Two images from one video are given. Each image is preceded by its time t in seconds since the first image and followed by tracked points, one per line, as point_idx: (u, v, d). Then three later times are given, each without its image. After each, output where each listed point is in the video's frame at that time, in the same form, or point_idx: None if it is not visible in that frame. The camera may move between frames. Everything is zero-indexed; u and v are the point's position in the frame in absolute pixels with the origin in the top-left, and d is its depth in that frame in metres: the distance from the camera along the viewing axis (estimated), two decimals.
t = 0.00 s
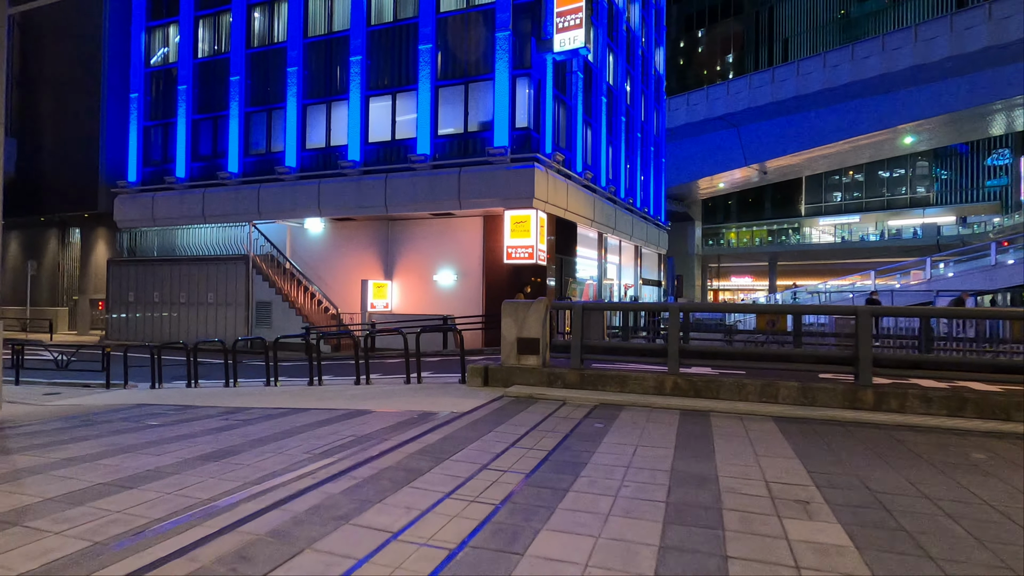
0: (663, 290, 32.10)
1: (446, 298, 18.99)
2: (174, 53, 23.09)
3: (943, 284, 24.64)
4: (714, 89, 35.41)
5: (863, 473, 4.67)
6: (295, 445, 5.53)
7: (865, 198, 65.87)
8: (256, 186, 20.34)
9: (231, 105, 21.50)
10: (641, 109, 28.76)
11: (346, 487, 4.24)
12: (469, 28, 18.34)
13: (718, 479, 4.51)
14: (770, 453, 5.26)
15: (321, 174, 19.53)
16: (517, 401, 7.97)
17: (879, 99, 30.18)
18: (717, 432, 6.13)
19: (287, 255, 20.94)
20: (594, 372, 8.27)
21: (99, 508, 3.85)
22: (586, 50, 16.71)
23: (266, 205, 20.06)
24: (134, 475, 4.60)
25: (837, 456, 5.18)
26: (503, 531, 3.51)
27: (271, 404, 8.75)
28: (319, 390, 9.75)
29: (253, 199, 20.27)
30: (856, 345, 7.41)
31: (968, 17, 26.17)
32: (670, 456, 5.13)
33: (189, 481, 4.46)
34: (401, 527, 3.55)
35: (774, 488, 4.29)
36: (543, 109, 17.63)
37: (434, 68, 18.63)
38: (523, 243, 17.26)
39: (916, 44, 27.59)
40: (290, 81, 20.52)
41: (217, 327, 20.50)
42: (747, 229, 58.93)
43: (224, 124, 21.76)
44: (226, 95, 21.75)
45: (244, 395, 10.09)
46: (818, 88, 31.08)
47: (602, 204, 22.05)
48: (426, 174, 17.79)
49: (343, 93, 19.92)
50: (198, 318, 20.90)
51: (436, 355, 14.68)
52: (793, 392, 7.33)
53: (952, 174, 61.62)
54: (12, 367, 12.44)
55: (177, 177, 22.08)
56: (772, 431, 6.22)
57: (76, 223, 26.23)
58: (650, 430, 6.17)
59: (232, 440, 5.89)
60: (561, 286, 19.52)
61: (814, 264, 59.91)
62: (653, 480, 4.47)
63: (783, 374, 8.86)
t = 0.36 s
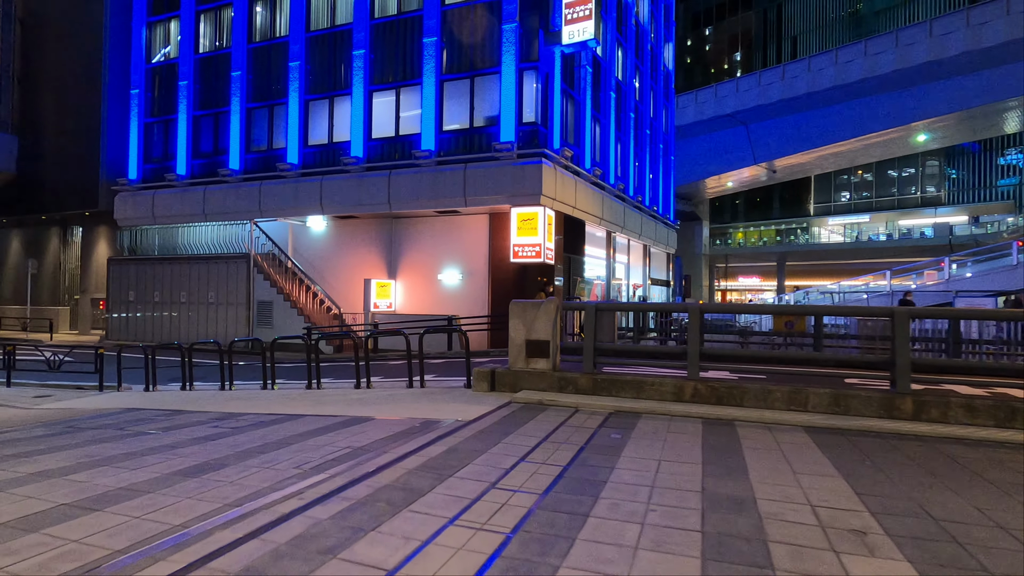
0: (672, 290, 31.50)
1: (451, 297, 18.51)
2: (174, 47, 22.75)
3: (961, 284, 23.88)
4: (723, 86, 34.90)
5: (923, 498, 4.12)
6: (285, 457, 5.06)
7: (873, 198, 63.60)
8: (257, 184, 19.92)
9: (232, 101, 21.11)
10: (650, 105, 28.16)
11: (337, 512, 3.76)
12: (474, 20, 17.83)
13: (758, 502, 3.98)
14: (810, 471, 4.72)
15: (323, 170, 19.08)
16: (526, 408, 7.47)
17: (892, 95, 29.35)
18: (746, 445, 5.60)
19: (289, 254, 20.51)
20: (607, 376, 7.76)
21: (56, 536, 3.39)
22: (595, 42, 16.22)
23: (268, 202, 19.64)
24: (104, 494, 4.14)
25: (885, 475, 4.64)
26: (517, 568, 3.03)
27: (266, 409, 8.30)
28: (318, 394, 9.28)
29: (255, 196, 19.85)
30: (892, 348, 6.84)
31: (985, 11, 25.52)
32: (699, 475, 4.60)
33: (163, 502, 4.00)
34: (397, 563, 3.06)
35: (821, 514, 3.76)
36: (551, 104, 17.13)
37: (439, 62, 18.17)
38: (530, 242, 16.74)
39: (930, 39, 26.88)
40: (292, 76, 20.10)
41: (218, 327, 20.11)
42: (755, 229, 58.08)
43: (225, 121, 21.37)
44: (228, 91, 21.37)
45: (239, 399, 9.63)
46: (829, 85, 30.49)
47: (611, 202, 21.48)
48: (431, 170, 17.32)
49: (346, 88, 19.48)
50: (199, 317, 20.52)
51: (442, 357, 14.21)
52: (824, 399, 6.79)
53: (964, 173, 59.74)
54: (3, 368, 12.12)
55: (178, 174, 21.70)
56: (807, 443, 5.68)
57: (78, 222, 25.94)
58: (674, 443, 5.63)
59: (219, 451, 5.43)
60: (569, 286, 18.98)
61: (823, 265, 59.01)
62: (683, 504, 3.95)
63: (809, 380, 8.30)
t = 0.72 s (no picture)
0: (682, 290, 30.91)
1: (458, 298, 18.04)
2: (177, 42, 22.45)
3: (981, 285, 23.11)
4: (733, 83, 33.99)
5: (1001, 531, 3.59)
6: (275, 475, 4.59)
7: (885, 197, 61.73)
8: (260, 181, 19.51)
9: (235, 97, 20.73)
10: (661, 101, 27.57)
11: (328, 547, 3.28)
12: (482, 13, 17.33)
13: (811, 537, 3.45)
14: (863, 496, 4.17)
15: (327, 168, 18.65)
16: (538, 417, 6.96)
17: (908, 91, 28.59)
18: (784, 461, 5.08)
19: (293, 253, 20.13)
20: (625, 384, 7.25)
21: None
22: (607, 34, 15.68)
23: (271, 201, 19.23)
24: (71, 520, 3.69)
25: (949, 502, 4.10)
26: None
27: (262, 416, 7.84)
28: (319, 400, 8.81)
29: (258, 194, 19.46)
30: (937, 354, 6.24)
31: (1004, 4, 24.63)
32: (738, 500, 4.08)
33: (133, 531, 3.52)
34: None
35: (890, 555, 3.22)
36: (561, 98, 16.61)
37: (446, 55, 17.69)
38: (539, 240, 16.18)
39: (948, 33, 25.97)
40: (296, 71, 19.71)
41: (220, 327, 19.75)
42: (764, 228, 57.24)
43: (228, 117, 21.01)
44: (231, 87, 21.01)
45: (235, 405, 9.19)
46: (842, 82, 29.51)
47: (621, 199, 20.93)
48: (437, 166, 16.86)
49: (350, 83, 19.04)
50: (201, 317, 20.17)
51: (449, 359, 13.76)
52: (862, 410, 6.25)
53: (977, 172, 58.24)
54: None
55: (180, 172, 21.36)
56: (852, 461, 5.13)
57: (82, 221, 25.72)
58: (704, 459, 5.12)
59: (207, 466, 4.96)
60: (579, 286, 18.44)
61: (834, 265, 58.07)
62: (725, 539, 3.44)
63: (840, 388, 7.74)
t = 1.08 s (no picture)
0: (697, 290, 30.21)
1: (468, 297, 17.55)
2: (184, 38, 22.20)
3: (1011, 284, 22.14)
4: (748, 79, 32.97)
5: None
6: (265, 492, 4.11)
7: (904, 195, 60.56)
8: (267, 178, 19.15)
9: (242, 93, 20.40)
10: (676, 96, 26.88)
11: None
12: (492, 4, 16.81)
13: None
14: (941, 526, 3.57)
15: (334, 164, 18.24)
16: (556, 425, 6.42)
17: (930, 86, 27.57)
18: (836, 480, 4.51)
19: (300, 252, 19.75)
20: (649, 389, 6.69)
21: None
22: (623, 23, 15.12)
23: (278, 198, 18.86)
24: (24, 550, 3.21)
25: None
26: None
27: (260, 421, 7.38)
28: (321, 404, 8.33)
29: (264, 191, 19.10)
30: (1000, 357, 5.55)
31: None
32: (793, 529, 3.53)
33: (91, 563, 3.03)
34: None
35: None
36: (575, 91, 16.06)
37: (456, 48, 17.20)
38: (553, 237, 15.72)
39: (972, 26, 24.95)
40: (303, 66, 19.32)
41: (227, 326, 19.42)
42: (779, 227, 56.17)
43: (235, 114, 20.70)
44: (237, 83, 20.69)
45: (234, 409, 8.73)
46: (861, 77, 28.38)
47: (636, 196, 20.32)
48: (447, 162, 16.38)
49: (358, 78, 18.62)
50: (208, 317, 19.85)
51: (458, 360, 13.27)
52: (915, 420, 5.65)
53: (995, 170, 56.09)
54: None
55: (187, 170, 21.10)
56: (915, 480, 4.53)
57: (90, 220, 25.56)
58: (745, 476, 4.57)
59: (191, 481, 4.47)
60: (593, 285, 17.88)
61: (850, 265, 56.80)
62: None
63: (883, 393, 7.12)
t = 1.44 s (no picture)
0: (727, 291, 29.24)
1: (492, 298, 17.09)
2: (208, 39, 22.23)
3: None
4: (778, 73, 32.03)
5: None
6: (273, 518, 3.69)
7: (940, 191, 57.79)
8: (289, 177, 18.98)
9: (265, 92, 20.30)
10: (706, 90, 25.99)
11: None
12: None
13: None
14: None
15: (356, 162, 17.97)
16: (591, 439, 5.89)
17: (974, 77, 26.09)
18: (925, 513, 3.90)
19: (322, 252, 19.54)
20: (692, 401, 6.11)
21: None
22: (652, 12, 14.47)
23: (300, 197, 18.69)
24: None
25: None
26: None
27: (275, 430, 7.00)
28: (340, 411, 7.93)
29: (287, 191, 18.94)
30: None
31: None
32: None
33: None
34: None
35: None
36: (603, 85, 15.48)
37: (479, 41, 16.74)
38: (580, 236, 15.17)
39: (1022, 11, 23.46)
40: (325, 64, 19.09)
41: (249, 327, 19.33)
42: (809, 225, 54.54)
43: (258, 114, 20.61)
44: (260, 83, 20.60)
45: (252, 414, 8.40)
46: (899, 68, 27.08)
47: (664, 193, 19.59)
48: (470, 159, 15.94)
49: (380, 75, 18.31)
50: (231, 318, 19.77)
51: (482, 364, 12.81)
52: (1003, 439, 4.95)
53: None
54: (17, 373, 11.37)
55: (211, 170, 21.12)
56: (1018, 515, 3.87)
57: (119, 222, 25.89)
58: (814, 506, 3.98)
59: (194, 502, 4.07)
60: (621, 285, 17.26)
61: (885, 266, 54.65)
62: None
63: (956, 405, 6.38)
